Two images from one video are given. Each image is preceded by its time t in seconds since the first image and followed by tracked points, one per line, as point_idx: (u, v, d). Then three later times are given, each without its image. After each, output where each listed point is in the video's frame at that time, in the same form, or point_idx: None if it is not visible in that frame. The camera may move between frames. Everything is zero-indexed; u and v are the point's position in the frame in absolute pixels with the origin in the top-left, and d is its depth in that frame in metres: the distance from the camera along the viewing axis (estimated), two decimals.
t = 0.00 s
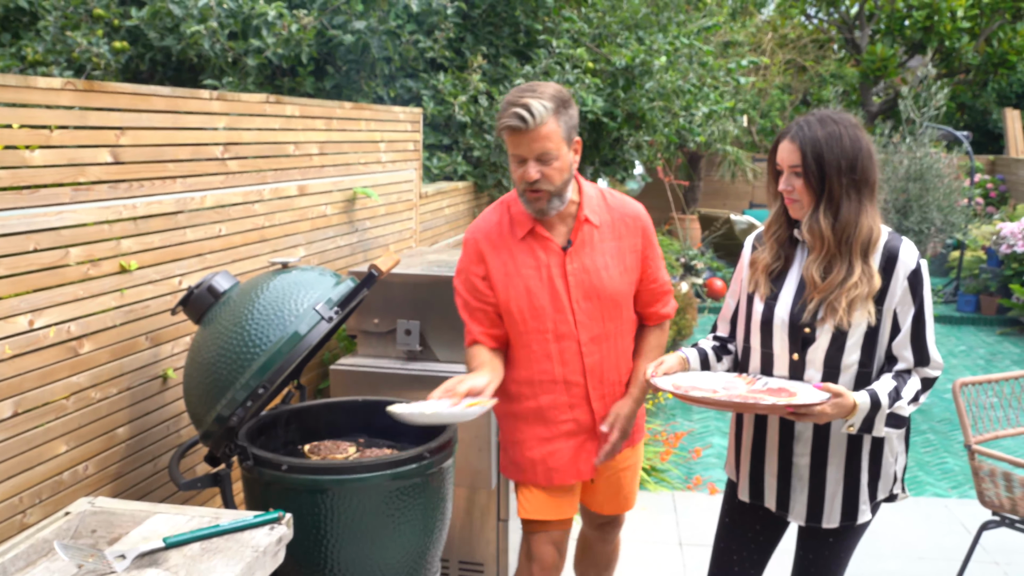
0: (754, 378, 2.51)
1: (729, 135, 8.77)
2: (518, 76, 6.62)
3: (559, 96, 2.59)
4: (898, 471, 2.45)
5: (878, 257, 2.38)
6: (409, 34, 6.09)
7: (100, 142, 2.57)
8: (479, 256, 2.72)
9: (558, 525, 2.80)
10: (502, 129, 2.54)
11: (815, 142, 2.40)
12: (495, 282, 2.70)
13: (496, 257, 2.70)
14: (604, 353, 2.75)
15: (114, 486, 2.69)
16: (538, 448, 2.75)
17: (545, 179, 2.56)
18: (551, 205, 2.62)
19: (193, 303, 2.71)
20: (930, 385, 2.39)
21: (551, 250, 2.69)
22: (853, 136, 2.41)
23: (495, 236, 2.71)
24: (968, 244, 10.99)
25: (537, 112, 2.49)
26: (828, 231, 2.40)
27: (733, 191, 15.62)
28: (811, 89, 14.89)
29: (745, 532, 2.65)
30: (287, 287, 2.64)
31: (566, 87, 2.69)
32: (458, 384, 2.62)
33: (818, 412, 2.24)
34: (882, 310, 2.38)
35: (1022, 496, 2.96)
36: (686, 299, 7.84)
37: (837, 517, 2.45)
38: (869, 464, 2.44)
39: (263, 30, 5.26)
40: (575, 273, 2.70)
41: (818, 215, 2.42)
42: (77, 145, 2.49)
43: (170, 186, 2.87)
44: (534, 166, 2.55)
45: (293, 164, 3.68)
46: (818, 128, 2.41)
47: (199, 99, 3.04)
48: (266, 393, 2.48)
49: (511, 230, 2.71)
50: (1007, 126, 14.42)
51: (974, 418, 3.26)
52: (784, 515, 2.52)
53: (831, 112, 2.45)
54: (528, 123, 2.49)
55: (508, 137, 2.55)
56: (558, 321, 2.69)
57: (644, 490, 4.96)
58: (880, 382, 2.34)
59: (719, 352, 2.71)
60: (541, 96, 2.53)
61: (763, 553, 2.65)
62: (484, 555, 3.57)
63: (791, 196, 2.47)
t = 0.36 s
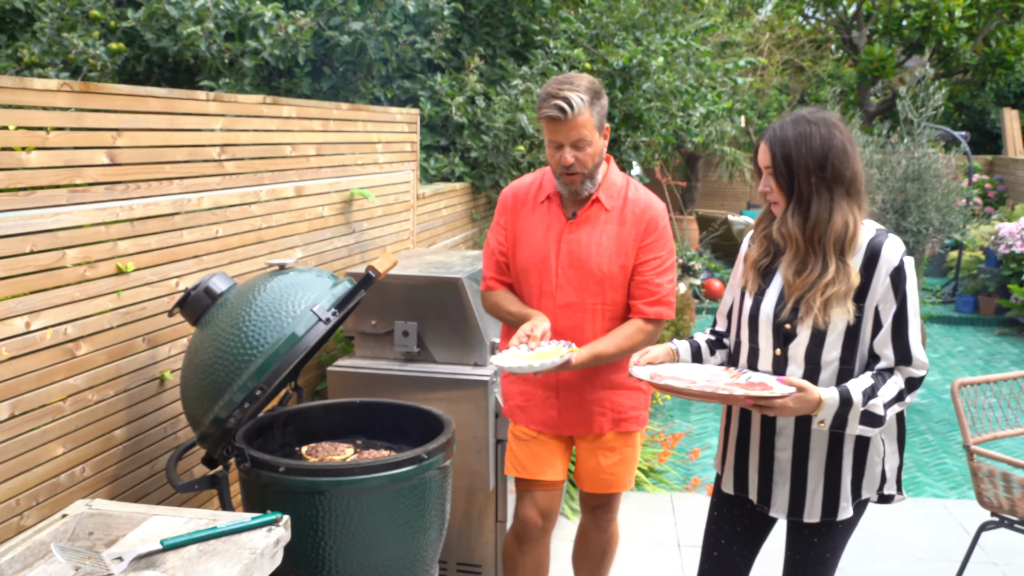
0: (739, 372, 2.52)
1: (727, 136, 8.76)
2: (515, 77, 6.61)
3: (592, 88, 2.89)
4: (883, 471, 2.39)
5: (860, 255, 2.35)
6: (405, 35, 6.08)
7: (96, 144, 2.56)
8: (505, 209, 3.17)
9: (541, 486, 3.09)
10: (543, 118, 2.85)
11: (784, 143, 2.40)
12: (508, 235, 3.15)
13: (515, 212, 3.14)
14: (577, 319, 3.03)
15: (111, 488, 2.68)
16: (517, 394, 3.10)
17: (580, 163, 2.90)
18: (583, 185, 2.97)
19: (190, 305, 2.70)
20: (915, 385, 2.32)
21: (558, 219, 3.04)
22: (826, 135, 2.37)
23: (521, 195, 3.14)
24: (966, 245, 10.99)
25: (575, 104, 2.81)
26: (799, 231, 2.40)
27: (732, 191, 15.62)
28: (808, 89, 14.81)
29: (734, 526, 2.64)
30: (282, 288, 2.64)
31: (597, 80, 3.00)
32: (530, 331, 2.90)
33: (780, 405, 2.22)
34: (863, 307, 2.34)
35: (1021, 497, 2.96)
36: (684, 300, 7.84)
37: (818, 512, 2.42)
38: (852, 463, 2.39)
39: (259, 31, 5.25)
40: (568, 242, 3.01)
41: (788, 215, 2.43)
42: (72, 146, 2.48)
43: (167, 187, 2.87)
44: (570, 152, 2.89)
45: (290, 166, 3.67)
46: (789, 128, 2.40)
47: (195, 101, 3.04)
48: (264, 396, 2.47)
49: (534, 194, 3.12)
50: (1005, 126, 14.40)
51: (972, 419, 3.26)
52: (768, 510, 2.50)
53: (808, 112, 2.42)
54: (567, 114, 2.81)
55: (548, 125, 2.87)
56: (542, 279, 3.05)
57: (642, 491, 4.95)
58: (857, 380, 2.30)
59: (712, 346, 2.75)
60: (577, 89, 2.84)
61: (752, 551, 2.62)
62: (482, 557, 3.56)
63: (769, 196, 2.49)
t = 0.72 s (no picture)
0: (711, 368, 2.54)
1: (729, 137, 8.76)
2: (517, 78, 6.61)
3: (589, 86, 2.93)
4: (858, 464, 2.39)
5: (822, 253, 2.35)
6: (407, 36, 6.07)
7: (98, 145, 2.57)
8: (507, 204, 3.24)
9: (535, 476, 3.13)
10: (540, 116, 2.90)
11: (743, 144, 2.43)
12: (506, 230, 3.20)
13: (515, 206, 3.19)
14: (568, 313, 3.05)
15: (114, 489, 2.68)
16: (511, 382, 3.15)
17: (574, 160, 2.95)
18: (577, 181, 3.01)
19: (192, 306, 2.71)
20: (882, 378, 2.32)
21: (553, 215, 3.09)
22: (783, 135, 2.39)
23: (522, 191, 3.20)
24: (968, 246, 10.98)
25: (571, 104, 2.85)
26: (757, 232, 2.43)
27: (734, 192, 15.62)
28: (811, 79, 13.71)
29: (715, 520, 2.65)
30: (286, 289, 2.64)
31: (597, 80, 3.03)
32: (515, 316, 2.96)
33: (740, 400, 2.25)
34: (828, 301, 2.35)
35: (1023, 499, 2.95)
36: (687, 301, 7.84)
37: (791, 504, 2.43)
38: (824, 454, 2.40)
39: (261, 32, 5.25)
40: (560, 238, 3.05)
41: (747, 215, 2.45)
42: (74, 147, 2.48)
43: (169, 188, 2.87)
44: (564, 150, 2.95)
45: (292, 167, 3.66)
46: (748, 129, 2.43)
47: (197, 102, 3.04)
48: (265, 397, 2.48)
49: (532, 190, 3.17)
50: (1008, 127, 14.35)
51: (974, 420, 3.25)
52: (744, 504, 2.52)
53: (769, 113, 2.44)
54: (563, 113, 2.85)
55: (545, 123, 2.91)
56: (534, 273, 3.09)
57: (643, 493, 4.95)
58: (822, 374, 2.32)
59: (690, 343, 2.76)
60: (574, 88, 2.88)
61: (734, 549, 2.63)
62: (484, 558, 3.57)
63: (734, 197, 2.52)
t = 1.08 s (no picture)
0: (686, 372, 2.60)
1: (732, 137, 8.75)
2: (520, 78, 6.60)
3: (589, 90, 2.91)
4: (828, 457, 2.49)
5: (787, 255, 2.41)
6: (409, 37, 6.06)
7: (101, 146, 2.57)
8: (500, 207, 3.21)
9: (540, 476, 3.13)
10: (539, 120, 2.89)
11: (700, 150, 2.48)
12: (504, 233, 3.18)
13: (510, 210, 3.17)
14: (570, 314, 3.06)
15: (116, 489, 2.68)
16: (510, 387, 3.13)
17: (572, 164, 2.95)
18: (573, 184, 3.01)
19: (195, 307, 2.71)
20: (854, 371, 2.41)
21: (551, 217, 3.09)
22: (740, 140, 2.44)
23: (517, 194, 3.18)
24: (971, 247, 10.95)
25: (570, 109, 2.84)
26: (713, 237, 2.48)
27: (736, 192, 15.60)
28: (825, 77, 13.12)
29: (691, 521, 2.73)
30: (290, 289, 2.65)
31: (593, 79, 3.01)
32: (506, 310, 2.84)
33: (724, 401, 2.32)
34: (798, 300, 2.43)
35: None
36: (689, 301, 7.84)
37: (767, 506, 2.50)
38: (797, 454, 2.49)
39: (264, 33, 5.25)
40: (561, 239, 3.05)
41: (704, 220, 2.51)
42: (77, 148, 2.49)
43: (171, 189, 2.87)
44: (562, 153, 2.94)
45: (295, 168, 3.66)
46: (705, 136, 2.48)
47: (199, 103, 3.05)
48: (268, 397, 2.48)
49: (529, 192, 3.16)
50: (1011, 127, 14.31)
51: (978, 422, 3.25)
52: (721, 508, 2.59)
53: (726, 119, 2.50)
54: (562, 118, 2.85)
55: (543, 126, 2.91)
56: (536, 275, 3.08)
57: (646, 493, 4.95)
58: (798, 372, 2.40)
59: (661, 348, 2.79)
60: (574, 93, 2.86)
61: (718, 545, 2.71)
62: (486, 558, 3.57)
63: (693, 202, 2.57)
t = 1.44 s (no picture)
0: (678, 372, 2.63)
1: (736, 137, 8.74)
2: (523, 78, 6.59)
3: (584, 95, 2.93)
4: (818, 453, 2.54)
5: (777, 255, 2.45)
6: (412, 37, 6.05)
7: (105, 146, 2.57)
8: (492, 214, 3.20)
9: (543, 477, 3.13)
10: (537, 125, 2.89)
11: (687, 152, 2.51)
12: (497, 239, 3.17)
13: (503, 216, 3.16)
14: (567, 318, 3.06)
15: (120, 489, 2.68)
16: (514, 394, 3.13)
17: (567, 168, 2.94)
18: (568, 188, 3.00)
19: (198, 306, 2.71)
20: (845, 369, 2.43)
21: (545, 222, 3.08)
22: (726, 142, 2.47)
23: (509, 200, 3.16)
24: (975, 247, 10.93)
25: (567, 114, 2.84)
26: (699, 238, 2.52)
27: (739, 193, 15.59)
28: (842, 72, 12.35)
29: (688, 520, 2.76)
30: (293, 289, 2.65)
31: (588, 84, 3.02)
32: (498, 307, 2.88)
33: (718, 401, 2.35)
34: (788, 300, 2.46)
35: None
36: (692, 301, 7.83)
37: (761, 502, 2.54)
38: (789, 450, 2.54)
39: (267, 33, 5.25)
40: (555, 244, 3.05)
41: (691, 222, 2.54)
42: (81, 148, 2.49)
43: (175, 189, 2.87)
44: (557, 157, 2.93)
45: (298, 168, 3.66)
46: (692, 137, 2.51)
47: (203, 103, 3.05)
48: (270, 397, 2.49)
49: (520, 197, 3.15)
50: (1014, 128, 14.29)
51: (980, 422, 3.24)
52: (716, 506, 2.63)
53: (712, 122, 2.53)
54: (560, 123, 2.85)
55: (541, 131, 2.91)
56: (533, 281, 3.08)
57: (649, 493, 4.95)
58: (790, 370, 2.43)
59: (652, 350, 2.80)
60: (571, 97, 2.87)
61: (716, 543, 2.72)
62: (489, 558, 3.57)
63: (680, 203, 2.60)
